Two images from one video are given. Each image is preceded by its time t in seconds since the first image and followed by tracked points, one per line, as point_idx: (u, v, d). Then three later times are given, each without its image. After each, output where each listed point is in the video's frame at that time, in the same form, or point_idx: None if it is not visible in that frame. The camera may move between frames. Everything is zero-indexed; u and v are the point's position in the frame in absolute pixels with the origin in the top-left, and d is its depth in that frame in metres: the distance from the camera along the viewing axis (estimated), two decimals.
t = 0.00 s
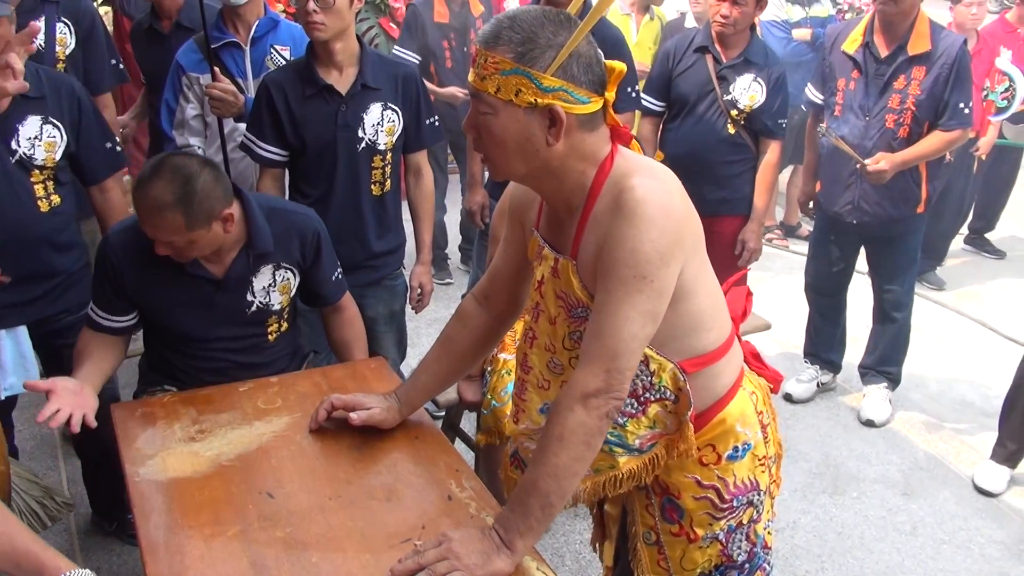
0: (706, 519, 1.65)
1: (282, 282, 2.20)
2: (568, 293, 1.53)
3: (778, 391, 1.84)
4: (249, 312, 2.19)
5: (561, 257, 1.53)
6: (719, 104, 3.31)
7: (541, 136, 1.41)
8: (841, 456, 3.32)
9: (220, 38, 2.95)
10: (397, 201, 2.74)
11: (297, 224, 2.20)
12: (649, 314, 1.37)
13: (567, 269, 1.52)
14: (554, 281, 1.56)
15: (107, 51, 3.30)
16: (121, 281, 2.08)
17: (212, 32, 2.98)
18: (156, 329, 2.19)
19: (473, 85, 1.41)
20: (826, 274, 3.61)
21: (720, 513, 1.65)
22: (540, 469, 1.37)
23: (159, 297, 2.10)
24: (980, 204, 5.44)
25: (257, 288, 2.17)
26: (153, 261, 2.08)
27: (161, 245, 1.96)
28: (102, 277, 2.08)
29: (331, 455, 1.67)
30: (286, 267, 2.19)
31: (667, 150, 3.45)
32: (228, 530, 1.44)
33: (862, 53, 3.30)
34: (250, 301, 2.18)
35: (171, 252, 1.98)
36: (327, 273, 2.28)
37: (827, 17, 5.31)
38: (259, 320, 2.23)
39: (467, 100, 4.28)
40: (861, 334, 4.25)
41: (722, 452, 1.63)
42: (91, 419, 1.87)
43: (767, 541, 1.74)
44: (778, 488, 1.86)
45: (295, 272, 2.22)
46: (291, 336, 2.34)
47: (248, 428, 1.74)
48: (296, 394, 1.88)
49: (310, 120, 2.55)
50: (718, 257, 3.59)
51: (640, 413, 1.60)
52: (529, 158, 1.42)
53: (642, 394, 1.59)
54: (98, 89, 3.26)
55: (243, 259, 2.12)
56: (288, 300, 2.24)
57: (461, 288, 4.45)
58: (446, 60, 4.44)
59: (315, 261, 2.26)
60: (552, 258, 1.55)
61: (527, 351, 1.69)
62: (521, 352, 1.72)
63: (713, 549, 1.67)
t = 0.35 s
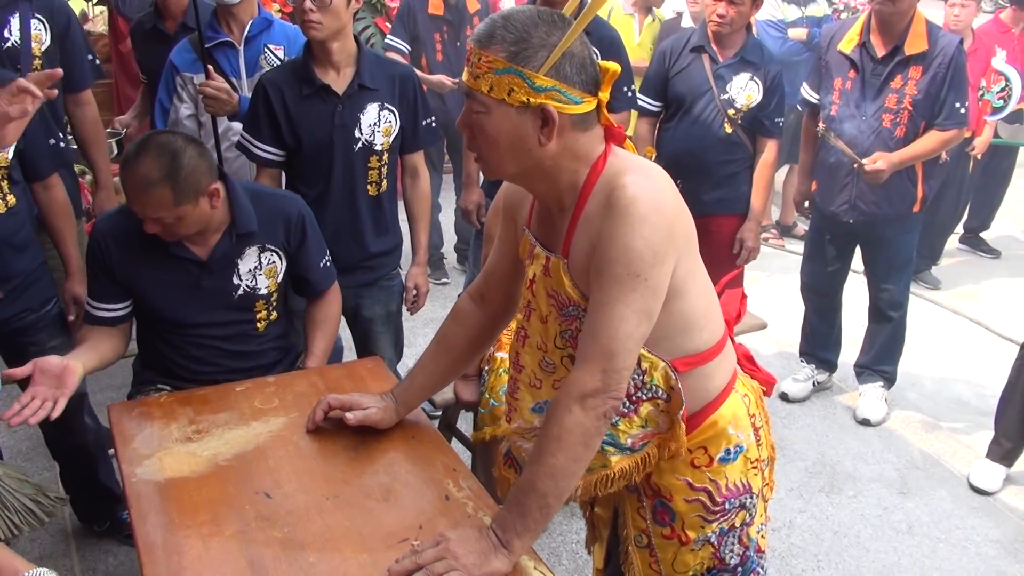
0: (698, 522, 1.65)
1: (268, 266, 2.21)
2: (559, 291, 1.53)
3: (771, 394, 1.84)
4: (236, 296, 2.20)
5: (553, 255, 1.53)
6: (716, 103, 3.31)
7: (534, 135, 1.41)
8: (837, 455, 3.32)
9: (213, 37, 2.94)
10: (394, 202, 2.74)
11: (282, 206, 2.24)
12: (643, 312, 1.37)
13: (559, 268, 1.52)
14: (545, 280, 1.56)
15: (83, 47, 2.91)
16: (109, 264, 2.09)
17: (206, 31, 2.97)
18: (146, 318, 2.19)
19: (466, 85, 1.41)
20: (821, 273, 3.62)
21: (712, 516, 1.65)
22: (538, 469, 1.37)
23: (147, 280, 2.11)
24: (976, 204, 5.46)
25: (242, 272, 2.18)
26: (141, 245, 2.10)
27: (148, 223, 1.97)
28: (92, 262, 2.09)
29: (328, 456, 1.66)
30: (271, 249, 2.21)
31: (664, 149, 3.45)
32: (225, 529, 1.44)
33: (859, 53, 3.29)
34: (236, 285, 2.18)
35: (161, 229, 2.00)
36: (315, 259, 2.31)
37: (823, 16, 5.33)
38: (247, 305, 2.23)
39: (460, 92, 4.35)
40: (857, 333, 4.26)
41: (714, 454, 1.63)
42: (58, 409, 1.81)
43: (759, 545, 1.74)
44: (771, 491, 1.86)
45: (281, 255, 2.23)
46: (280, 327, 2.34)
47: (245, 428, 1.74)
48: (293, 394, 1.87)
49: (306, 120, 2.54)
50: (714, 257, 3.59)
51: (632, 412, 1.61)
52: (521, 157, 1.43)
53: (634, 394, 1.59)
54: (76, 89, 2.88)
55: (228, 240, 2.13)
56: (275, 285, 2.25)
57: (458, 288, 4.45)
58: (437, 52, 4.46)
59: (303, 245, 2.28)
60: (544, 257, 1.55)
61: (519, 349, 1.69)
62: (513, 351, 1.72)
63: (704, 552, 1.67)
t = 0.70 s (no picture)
0: (689, 524, 1.65)
1: (263, 258, 2.22)
2: (552, 292, 1.54)
3: (763, 396, 1.85)
4: (232, 286, 2.20)
5: (546, 257, 1.54)
6: (713, 104, 3.33)
7: (524, 135, 1.41)
8: (833, 455, 3.33)
9: (210, 38, 2.94)
10: (394, 203, 2.75)
11: (280, 203, 2.24)
12: (637, 311, 1.38)
13: (551, 269, 1.52)
14: (538, 282, 1.57)
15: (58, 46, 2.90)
16: (112, 250, 2.10)
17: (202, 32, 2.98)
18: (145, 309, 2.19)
19: (457, 85, 1.42)
20: (817, 274, 3.63)
21: (703, 518, 1.65)
22: (535, 469, 1.38)
23: (147, 266, 2.12)
24: (972, 204, 5.47)
25: (239, 262, 2.19)
26: (141, 232, 2.11)
27: (160, 199, 1.98)
28: (95, 248, 2.11)
29: (327, 456, 1.67)
30: (267, 241, 2.21)
31: (661, 150, 3.46)
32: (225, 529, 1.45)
33: (856, 54, 3.30)
34: (232, 276, 2.19)
35: (173, 207, 2.01)
36: (302, 260, 2.28)
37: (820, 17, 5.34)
38: (244, 299, 2.23)
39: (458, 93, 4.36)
40: (854, 333, 4.27)
41: (706, 457, 1.63)
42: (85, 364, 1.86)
43: (751, 547, 1.74)
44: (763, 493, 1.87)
45: (276, 248, 2.23)
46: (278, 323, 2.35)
47: (244, 428, 1.75)
48: (291, 394, 1.88)
49: (304, 122, 2.55)
50: (711, 257, 3.60)
51: (623, 415, 1.60)
52: (511, 158, 1.43)
53: (624, 396, 1.60)
54: (48, 88, 2.85)
55: (227, 227, 2.14)
56: (270, 277, 2.25)
57: (455, 288, 4.46)
58: (435, 51, 4.46)
59: (295, 233, 2.26)
60: (537, 258, 1.56)
61: (511, 351, 1.69)
62: (505, 353, 1.72)
63: (696, 554, 1.68)
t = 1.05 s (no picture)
0: (687, 525, 1.66)
1: (251, 259, 2.22)
2: (551, 293, 1.55)
3: (760, 397, 1.86)
4: (223, 286, 2.21)
5: (544, 257, 1.55)
6: (710, 106, 3.34)
7: (525, 135, 1.42)
8: (829, 456, 3.35)
9: (209, 38, 2.95)
10: (394, 204, 2.76)
11: (273, 204, 2.24)
12: (636, 311, 1.39)
13: (550, 270, 1.53)
14: (537, 283, 1.57)
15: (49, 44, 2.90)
16: (115, 247, 2.09)
17: (202, 33, 2.98)
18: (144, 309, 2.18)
19: (457, 85, 1.43)
20: (812, 275, 3.65)
21: (701, 519, 1.66)
22: (534, 469, 1.39)
23: (147, 264, 2.11)
24: (967, 206, 5.50)
25: (229, 262, 2.19)
26: (137, 232, 2.10)
27: (178, 186, 1.99)
28: (96, 248, 2.09)
29: (326, 455, 1.68)
30: (254, 242, 2.21)
31: (658, 152, 3.47)
32: (224, 528, 1.45)
33: (854, 56, 3.33)
34: (222, 276, 2.20)
35: (190, 197, 2.01)
36: (280, 262, 2.25)
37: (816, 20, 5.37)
38: (231, 295, 2.24)
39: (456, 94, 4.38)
40: (849, 335, 4.29)
41: (703, 458, 1.65)
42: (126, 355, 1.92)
43: (749, 547, 1.75)
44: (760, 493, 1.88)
45: (262, 250, 2.23)
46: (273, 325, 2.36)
47: (243, 428, 1.75)
48: (290, 394, 1.89)
49: (308, 121, 2.55)
50: (708, 258, 3.61)
51: (621, 416, 1.61)
52: (512, 158, 1.44)
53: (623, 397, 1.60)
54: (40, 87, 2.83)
55: (222, 226, 2.14)
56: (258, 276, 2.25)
57: (452, 289, 4.46)
58: (431, 52, 4.46)
59: (284, 233, 2.26)
60: (536, 259, 1.57)
61: (508, 352, 1.70)
62: (503, 353, 1.73)
63: (693, 555, 1.68)
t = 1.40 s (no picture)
0: (689, 527, 1.66)
1: (252, 260, 2.22)
2: (553, 294, 1.55)
3: (761, 399, 1.86)
4: (224, 287, 2.20)
5: (547, 258, 1.55)
6: (711, 107, 3.34)
7: (530, 138, 1.42)
8: (827, 457, 3.35)
9: (210, 37, 2.94)
10: (394, 207, 2.75)
11: (274, 203, 2.24)
12: (640, 313, 1.38)
13: (553, 271, 1.53)
14: (539, 284, 1.57)
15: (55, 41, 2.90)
16: (117, 247, 2.08)
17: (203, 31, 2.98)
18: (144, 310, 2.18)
19: (461, 88, 1.43)
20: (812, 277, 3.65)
21: (703, 521, 1.66)
22: (536, 470, 1.39)
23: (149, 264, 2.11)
24: (966, 208, 5.50)
25: (230, 263, 2.19)
26: (137, 233, 2.09)
27: (194, 182, 1.99)
28: (97, 248, 2.08)
29: (326, 455, 1.67)
30: (256, 242, 2.21)
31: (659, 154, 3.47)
32: (224, 527, 1.45)
33: (862, 59, 3.30)
34: (223, 276, 2.19)
35: (204, 193, 2.01)
36: (282, 263, 2.25)
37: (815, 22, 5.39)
38: (232, 295, 2.23)
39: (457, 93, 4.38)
40: (849, 336, 4.29)
41: (705, 460, 1.65)
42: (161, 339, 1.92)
43: (751, 549, 1.75)
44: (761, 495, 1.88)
45: (263, 250, 2.23)
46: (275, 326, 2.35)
47: (243, 427, 1.75)
48: (291, 394, 1.88)
49: (311, 120, 2.56)
50: (708, 259, 3.62)
51: (624, 417, 1.61)
52: (517, 161, 1.44)
53: (626, 399, 1.60)
54: (44, 85, 2.83)
55: (222, 227, 2.15)
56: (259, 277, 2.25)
57: (452, 289, 4.46)
58: (431, 51, 4.46)
59: (284, 236, 2.25)
60: (538, 260, 1.56)
61: (510, 353, 1.70)
62: (504, 355, 1.73)
63: (695, 557, 1.69)
